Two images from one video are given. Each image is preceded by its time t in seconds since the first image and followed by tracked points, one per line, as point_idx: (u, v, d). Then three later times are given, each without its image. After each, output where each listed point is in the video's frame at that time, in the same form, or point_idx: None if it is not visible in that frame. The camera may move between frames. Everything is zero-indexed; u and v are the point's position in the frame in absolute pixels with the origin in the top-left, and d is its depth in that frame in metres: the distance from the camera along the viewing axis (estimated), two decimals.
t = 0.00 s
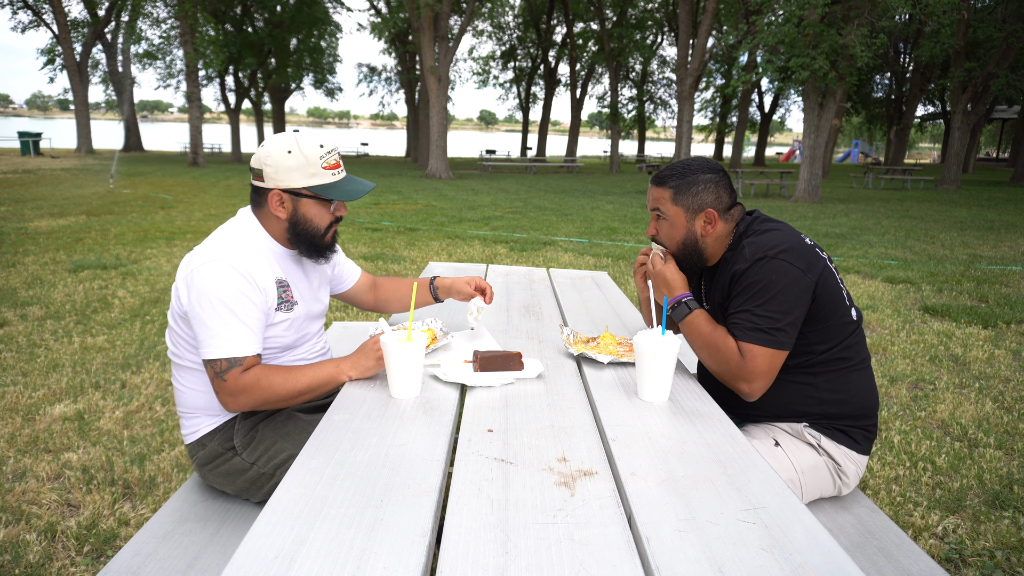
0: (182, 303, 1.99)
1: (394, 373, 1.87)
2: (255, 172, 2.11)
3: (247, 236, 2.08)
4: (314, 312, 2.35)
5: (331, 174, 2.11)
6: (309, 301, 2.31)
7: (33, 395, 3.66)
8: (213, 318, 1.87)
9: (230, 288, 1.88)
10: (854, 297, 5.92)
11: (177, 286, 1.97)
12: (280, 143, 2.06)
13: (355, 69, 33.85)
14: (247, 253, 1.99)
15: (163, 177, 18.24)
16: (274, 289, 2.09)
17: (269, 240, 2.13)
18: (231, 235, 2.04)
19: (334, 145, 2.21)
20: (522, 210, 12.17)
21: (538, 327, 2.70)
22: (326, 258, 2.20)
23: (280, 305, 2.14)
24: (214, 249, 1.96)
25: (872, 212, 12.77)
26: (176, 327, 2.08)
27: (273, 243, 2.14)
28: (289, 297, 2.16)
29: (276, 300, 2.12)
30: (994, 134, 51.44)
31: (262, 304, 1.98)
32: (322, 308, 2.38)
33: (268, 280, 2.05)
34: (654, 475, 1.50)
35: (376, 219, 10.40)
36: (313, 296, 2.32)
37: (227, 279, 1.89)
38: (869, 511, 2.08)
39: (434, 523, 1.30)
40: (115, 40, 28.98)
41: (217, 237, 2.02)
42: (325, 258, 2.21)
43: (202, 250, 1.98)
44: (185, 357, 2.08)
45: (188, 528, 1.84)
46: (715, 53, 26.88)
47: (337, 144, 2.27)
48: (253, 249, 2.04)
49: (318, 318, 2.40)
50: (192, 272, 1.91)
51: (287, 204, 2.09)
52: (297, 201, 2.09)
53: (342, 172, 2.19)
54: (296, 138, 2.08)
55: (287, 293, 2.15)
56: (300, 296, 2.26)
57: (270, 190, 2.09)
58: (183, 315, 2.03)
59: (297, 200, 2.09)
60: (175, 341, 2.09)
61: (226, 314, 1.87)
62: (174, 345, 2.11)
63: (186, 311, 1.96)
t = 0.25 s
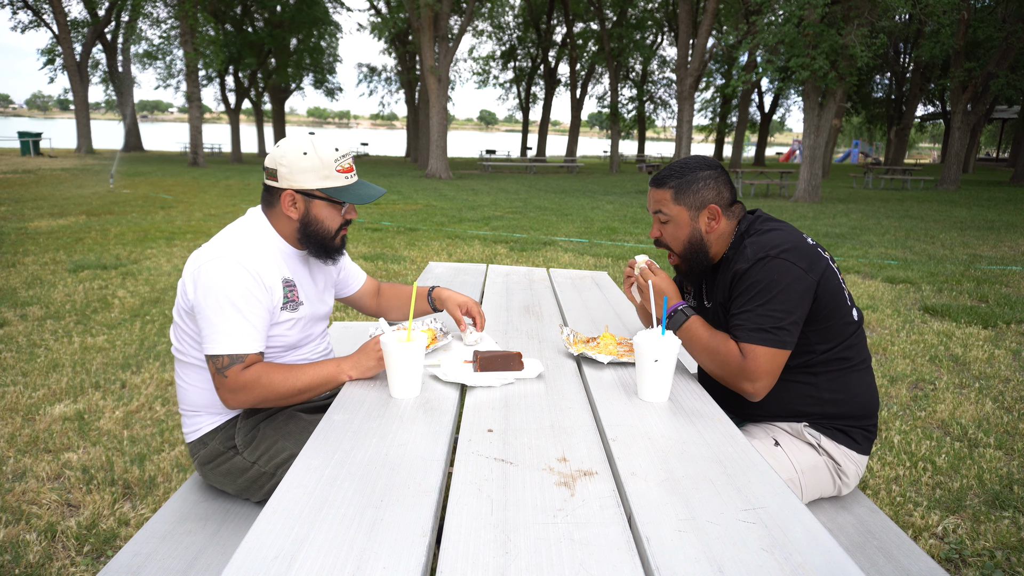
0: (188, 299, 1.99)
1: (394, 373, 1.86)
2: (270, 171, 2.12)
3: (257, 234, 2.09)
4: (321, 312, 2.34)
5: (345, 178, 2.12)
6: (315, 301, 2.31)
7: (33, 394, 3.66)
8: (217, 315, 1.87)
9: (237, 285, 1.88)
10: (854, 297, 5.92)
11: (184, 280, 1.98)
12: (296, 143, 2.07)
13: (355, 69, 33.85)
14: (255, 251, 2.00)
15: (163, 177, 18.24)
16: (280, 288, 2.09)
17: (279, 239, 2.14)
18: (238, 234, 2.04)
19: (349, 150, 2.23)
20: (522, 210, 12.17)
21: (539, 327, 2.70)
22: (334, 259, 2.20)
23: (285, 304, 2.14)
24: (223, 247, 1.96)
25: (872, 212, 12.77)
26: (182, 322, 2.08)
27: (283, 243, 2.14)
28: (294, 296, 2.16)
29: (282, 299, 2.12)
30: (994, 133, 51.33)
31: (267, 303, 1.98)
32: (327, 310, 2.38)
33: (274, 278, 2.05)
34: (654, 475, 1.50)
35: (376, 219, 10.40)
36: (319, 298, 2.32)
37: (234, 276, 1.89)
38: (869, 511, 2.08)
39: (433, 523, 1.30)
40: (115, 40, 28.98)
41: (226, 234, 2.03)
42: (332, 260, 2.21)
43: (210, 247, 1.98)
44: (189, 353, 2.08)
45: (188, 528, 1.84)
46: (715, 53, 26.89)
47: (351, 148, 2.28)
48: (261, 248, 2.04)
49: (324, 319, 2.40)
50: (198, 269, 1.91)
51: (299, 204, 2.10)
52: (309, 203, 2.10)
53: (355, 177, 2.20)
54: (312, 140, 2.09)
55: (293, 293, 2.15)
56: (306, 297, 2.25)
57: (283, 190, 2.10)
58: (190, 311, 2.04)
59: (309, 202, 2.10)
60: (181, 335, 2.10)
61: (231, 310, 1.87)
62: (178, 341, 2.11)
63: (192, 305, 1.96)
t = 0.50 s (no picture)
0: (190, 298, 1.99)
1: (394, 373, 1.86)
2: (273, 171, 2.12)
3: (261, 234, 2.08)
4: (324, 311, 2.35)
5: (349, 176, 2.13)
6: (317, 301, 2.31)
7: (33, 394, 3.66)
8: (219, 315, 1.87)
9: (240, 287, 1.88)
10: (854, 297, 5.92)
11: (187, 281, 1.98)
12: (300, 142, 2.08)
13: (355, 69, 33.85)
14: (259, 252, 1.99)
15: (163, 177, 18.24)
16: (284, 289, 2.08)
17: (283, 239, 2.14)
18: (241, 233, 2.04)
19: (351, 148, 2.24)
20: (522, 210, 12.17)
21: (539, 327, 2.70)
22: (337, 259, 2.20)
23: (288, 306, 2.14)
24: (226, 247, 1.96)
25: (872, 212, 12.76)
26: (184, 323, 2.09)
27: (288, 244, 2.15)
28: (298, 298, 2.15)
29: (285, 300, 2.11)
30: (994, 134, 51.31)
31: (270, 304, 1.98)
32: (330, 310, 2.39)
33: (277, 279, 2.04)
34: (654, 475, 1.50)
35: (376, 219, 10.39)
36: (321, 297, 2.32)
37: (236, 277, 1.89)
38: (869, 511, 2.08)
39: (434, 523, 1.30)
40: (115, 40, 28.97)
41: (230, 235, 2.03)
42: (336, 260, 2.21)
43: (214, 247, 1.98)
44: (191, 352, 2.08)
45: (188, 528, 1.84)
46: (715, 53, 26.88)
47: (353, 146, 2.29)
48: (265, 248, 2.04)
49: (326, 319, 2.40)
50: (201, 270, 1.91)
51: (304, 203, 2.11)
52: (314, 201, 2.10)
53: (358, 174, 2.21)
54: (315, 138, 2.10)
55: (296, 294, 2.15)
56: (308, 297, 2.25)
57: (287, 189, 2.10)
58: (193, 310, 2.04)
59: (314, 200, 2.11)
60: (183, 336, 2.10)
61: (234, 311, 1.87)
62: (180, 340, 2.12)
63: (194, 305, 1.96)
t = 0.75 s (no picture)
0: (187, 301, 2.00)
1: (394, 372, 1.86)
2: (266, 171, 2.14)
3: (256, 236, 2.09)
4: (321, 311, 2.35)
5: (341, 173, 2.13)
6: (315, 301, 2.31)
7: (33, 395, 3.66)
8: (217, 318, 1.87)
9: (236, 288, 1.88)
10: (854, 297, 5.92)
11: (183, 283, 1.98)
12: (292, 141, 2.09)
13: (355, 69, 33.85)
14: (254, 253, 2.00)
15: (163, 176, 18.24)
16: (279, 290, 2.09)
17: (278, 239, 2.14)
18: (242, 234, 2.05)
19: (344, 146, 2.24)
20: (522, 210, 12.17)
21: (539, 326, 2.70)
22: (333, 259, 2.20)
23: (285, 306, 2.14)
24: (221, 250, 1.96)
25: (872, 212, 12.77)
26: (181, 325, 2.09)
27: (282, 244, 2.15)
28: (294, 298, 2.16)
29: (281, 301, 2.11)
30: (994, 133, 51.38)
31: (267, 305, 1.98)
32: (328, 309, 2.39)
33: (273, 280, 2.05)
34: (654, 475, 1.50)
35: (376, 219, 10.39)
36: (319, 297, 2.32)
37: (232, 279, 1.89)
38: (869, 511, 2.08)
39: (434, 523, 1.30)
40: (115, 40, 28.97)
41: (225, 236, 2.03)
42: (332, 259, 2.20)
43: (209, 249, 1.98)
44: (189, 355, 2.09)
45: (188, 528, 1.84)
46: (715, 53, 26.89)
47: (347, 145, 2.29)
48: (260, 250, 2.04)
49: (324, 319, 2.40)
50: (197, 271, 1.91)
51: (297, 202, 2.11)
52: (307, 199, 2.10)
53: (352, 171, 2.21)
54: (307, 136, 2.10)
55: (292, 294, 2.14)
56: (305, 298, 2.25)
57: (281, 188, 2.10)
58: (189, 313, 2.04)
59: (307, 198, 2.11)
60: (180, 338, 2.10)
61: (230, 313, 1.87)
62: (177, 343, 2.12)
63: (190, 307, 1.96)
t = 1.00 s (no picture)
0: (182, 302, 1.99)
1: (394, 372, 1.86)
2: (257, 169, 2.14)
3: (249, 233, 2.09)
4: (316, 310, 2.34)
5: (331, 167, 2.13)
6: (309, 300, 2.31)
7: (33, 394, 3.66)
8: (213, 318, 1.87)
9: (232, 287, 1.89)
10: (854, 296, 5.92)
11: (178, 283, 1.97)
12: (281, 138, 2.09)
13: (355, 69, 33.84)
14: (249, 251, 2.00)
15: (163, 177, 18.23)
16: (275, 288, 2.08)
17: (271, 236, 2.15)
18: (235, 234, 2.05)
19: (334, 139, 2.23)
20: (522, 210, 12.17)
21: (538, 327, 2.70)
22: (327, 254, 2.20)
23: (280, 304, 2.12)
24: (215, 249, 1.96)
25: (872, 212, 12.76)
26: (177, 327, 2.09)
27: (274, 241, 2.16)
28: (289, 295, 2.15)
29: (276, 298, 2.10)
30: (994, 133, 51.41)
31: (263, 303, 1.98)
32: (323, 306, 2.39)
33: (268, 278, 2.05)
34: (654, 475, 1.50)
35: (376, 219, 10.40)
36: (313, 294, 2.32)
37: (228, 277, 1.89)
38: (869, 511, 2.08)
39: (434, 523, 1.30)
40: (115, 40, 28.96)
41: (220, 234, 2.03)
42: (325, 255, 2.20)
43: (203, 248, 1.98)
44: (186, 356, 2.09)
45: (187, 529, 1.84)
46: (715, 54, 26.90)
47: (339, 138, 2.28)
48: (255, 248, 2.04)
49: (319, 316, 2.40)
50: (193, 271, 1.91)
51: (288, 198, 2.11)
52: (298, 194, 2.11)
53: (342, 165, 2.20)
54: (295, 132, 2.11)
55: (287, 292, 2.14)
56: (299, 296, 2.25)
57: (271, 185, 2.11)
58: (184, 314, 2.04)
59: (297, 194, 2.11)
60: (176, 339, 2.10)
61: (227, 312, 1.87)
62: (174, 345, 2.12)
63: (186, 309, 1.96)
